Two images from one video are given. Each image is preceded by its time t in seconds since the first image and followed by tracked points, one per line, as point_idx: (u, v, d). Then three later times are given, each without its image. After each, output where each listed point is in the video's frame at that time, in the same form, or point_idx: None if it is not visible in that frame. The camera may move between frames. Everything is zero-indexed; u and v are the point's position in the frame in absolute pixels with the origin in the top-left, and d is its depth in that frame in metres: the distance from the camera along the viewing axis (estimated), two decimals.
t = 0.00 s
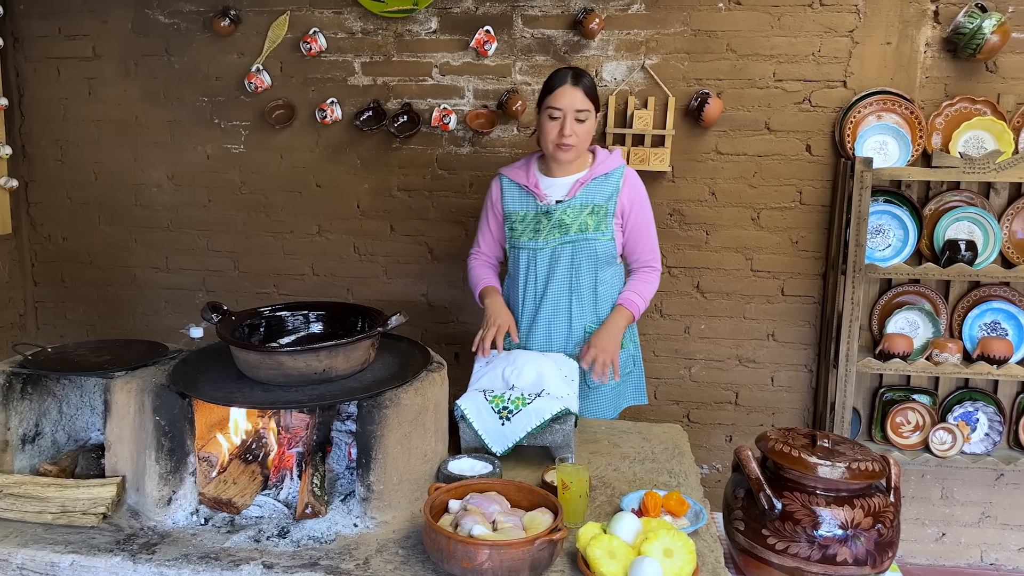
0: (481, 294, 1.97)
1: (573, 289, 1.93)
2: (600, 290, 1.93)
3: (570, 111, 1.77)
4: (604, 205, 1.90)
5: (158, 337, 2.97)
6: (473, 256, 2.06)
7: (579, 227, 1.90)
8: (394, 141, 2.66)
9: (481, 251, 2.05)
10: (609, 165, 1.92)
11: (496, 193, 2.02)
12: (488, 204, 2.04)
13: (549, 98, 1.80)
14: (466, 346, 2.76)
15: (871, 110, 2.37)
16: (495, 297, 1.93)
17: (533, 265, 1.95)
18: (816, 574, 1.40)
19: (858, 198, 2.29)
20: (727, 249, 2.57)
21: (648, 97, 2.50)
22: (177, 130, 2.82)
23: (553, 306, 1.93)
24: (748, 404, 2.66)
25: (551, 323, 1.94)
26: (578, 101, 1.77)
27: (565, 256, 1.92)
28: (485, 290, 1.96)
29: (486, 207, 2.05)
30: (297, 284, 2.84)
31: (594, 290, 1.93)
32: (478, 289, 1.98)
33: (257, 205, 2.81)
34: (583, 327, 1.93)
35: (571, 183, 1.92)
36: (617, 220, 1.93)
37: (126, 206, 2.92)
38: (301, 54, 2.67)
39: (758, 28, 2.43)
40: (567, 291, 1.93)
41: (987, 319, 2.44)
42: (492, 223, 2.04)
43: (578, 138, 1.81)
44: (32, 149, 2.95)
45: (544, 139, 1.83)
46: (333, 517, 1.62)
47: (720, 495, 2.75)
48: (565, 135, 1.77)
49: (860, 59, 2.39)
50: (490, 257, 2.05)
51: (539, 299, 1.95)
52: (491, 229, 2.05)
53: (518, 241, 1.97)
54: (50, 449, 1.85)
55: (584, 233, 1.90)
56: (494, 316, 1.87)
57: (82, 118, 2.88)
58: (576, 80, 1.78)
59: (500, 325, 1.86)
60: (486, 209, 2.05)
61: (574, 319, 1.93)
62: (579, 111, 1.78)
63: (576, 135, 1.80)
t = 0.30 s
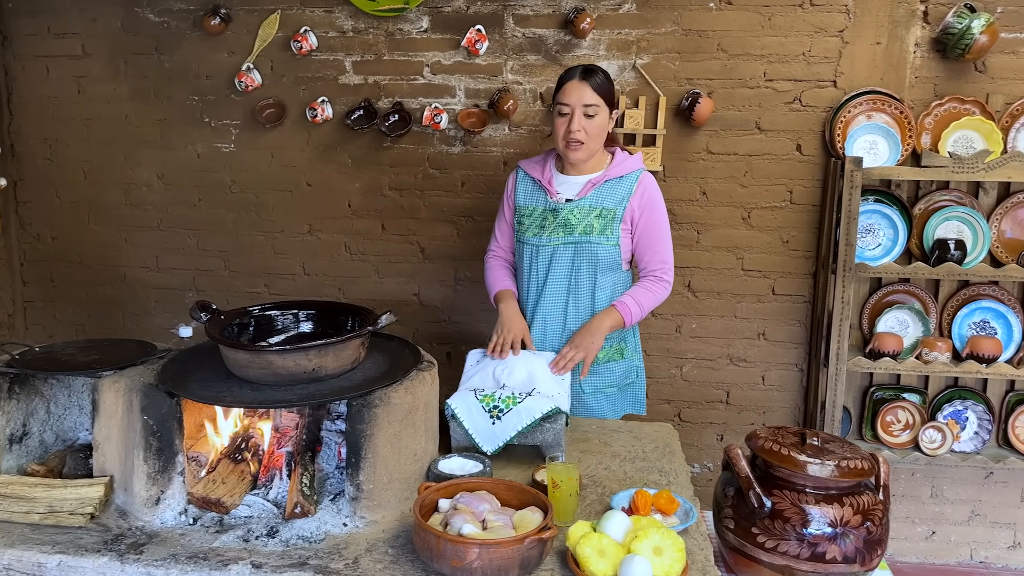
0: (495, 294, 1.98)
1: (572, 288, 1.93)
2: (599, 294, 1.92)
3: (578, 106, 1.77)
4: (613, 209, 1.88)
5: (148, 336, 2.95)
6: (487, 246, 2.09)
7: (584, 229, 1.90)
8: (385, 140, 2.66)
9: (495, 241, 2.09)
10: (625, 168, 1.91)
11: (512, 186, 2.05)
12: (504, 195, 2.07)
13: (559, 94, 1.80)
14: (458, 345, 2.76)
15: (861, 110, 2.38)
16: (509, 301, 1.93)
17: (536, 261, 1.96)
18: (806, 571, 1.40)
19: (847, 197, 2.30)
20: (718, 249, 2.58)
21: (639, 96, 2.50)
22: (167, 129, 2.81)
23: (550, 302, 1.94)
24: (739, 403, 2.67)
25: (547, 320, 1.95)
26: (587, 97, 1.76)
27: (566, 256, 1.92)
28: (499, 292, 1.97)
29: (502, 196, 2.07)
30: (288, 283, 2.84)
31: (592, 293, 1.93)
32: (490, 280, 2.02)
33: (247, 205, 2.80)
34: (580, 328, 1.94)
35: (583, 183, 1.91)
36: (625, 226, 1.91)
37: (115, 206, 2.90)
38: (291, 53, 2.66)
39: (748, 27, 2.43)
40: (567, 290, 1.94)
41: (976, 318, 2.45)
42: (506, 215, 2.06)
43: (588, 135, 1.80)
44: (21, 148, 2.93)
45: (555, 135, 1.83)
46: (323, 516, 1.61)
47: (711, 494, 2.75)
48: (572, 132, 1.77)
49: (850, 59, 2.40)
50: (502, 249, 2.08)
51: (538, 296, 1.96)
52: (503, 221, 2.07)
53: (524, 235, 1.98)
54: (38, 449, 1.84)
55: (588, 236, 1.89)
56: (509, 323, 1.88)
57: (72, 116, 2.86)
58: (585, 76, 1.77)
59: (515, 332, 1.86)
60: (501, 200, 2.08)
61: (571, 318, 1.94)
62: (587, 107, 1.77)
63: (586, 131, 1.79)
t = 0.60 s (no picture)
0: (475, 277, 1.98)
1: (564, 291, 1.94)
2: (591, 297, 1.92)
3: (577, 107, 1.76)
4: (606, 212, 1.89)
5: (141, 337, 2.94)
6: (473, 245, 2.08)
7: (577, 232, 1.90)
8: (379, 140, 2.65)
9: (481, 240, 2.07)
10: (618, 171, 1.91)
11: (501, 185, 2.04)
12: (493, 195, 2.06)
13: (558, 94, 1.79)
14: (452, 346, 2.75)
15: (854, 110, 2.39)
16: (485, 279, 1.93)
17: (526, 262, 1.95)
18: (799, 571, 1.40)
19: (840, 197, 2.31)
20: (711, 249, 2.58)
21: (633, 97, 2.51)
22: (159, 129, 2.80)
23: (541, 305, 1.94)
24: (732, 403, 2.68)
25: (538, 322, 1.95)
26: (587, 98, 1.76)
27: (558, 258, 1.92)
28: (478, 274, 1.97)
29: (491, 196, 2.06)
30: (282, 284, 2.83)
31: (584, 296, 1.93)
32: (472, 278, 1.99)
33: (240, 205, 2.80)
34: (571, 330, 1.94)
35: (576, 185, 1.91)
36: (618, 229, 1.92)
37: (107, 206, 2.89)
38: (284, 53, 2.66)
39: (741, 28, 2.44)
40: (558, 293, 1.94)
41: (969, 318, 2.46)
42: (494, 214, 2.05)
43: (585, 136, 1.80)
44: (13, 147, 2.92)
45: (551, 135, 1.83)
46: (316, 517, 1.61)
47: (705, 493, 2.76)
48: (570, 133, 1.76)
49: (843, 59, 2.41)
50: (489, 248, 2.06)
51: (527, 298, 1.95)
52: (492, 220, 2.06)
53: (514, 236, 1.97)
54: (30, 450, 1.82)
55: (580, 239, 1.89)
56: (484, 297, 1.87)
57: (64, 116, 2.85)
58: (585, 77, 1.77)
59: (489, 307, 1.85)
60: (489, 199, 2.06)
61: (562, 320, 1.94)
62: (586, 108, 1.77)
63: (583, 132, 1.79)
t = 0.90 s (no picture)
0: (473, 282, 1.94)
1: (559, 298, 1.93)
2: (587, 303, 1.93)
3: (566, 111, 1.75)
4: (599, 217, 1.88)
5: (135, 338, 2.93)
6: (460, 252, 2.05)
7: (571, 239, 1.89)
8: (374, 140, 2.65)
9: (469, 247, 2.04)
10: (608, 173, 1.90)
11: (488, 190, 2.00)
12: (480, 200, 2.02)
13: (545, 97, 1.78)
14: (448, 346, 2.75)
15: (849, 110, 2.39)
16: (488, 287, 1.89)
17: (519, 270, 1.94)
18: (796, 570, 1.41)
19: (836, 197, 2.31)
20: (707, 249, 2.59)
21: (628, 97, 2.51)
22: (154, 130, 2.79)
23: (536, 311, 1.94)
24: (728, 402, 2.68)
25: (534, 328, 1.95)
26: (575, 101, 1.75)
27: (553, 266, 1.92)
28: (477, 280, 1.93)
29: (478, 201, 2.03)
30: (277, 284, 2.82)
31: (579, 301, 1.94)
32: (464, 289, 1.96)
33: (235, 205, 2.79)
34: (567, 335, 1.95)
35: (566, 190, 1.90)
36: (611, 232, 1.92)
37: (101, 206, 2.88)
38: (279, 53, 2.65)
39: (737, 28, 2.44)
40: (553, 300, 1.94)
41: (963, 317, 2.47)
42: (482, 221, 2.02)
43: (574, 140, 1.79)
44: (6, 148, 2.91)
45: (539, 140, 1.81)
46: (312, 517, 1.61)
47: (701, 493, 2.76)
48: (560, 136, 1.75)
49: (838, 59, 2.42)
50: (477, 254, 2.04)
51: (522, 307, 1.95)
52: (480, 227, 2.03)
53: (506, 244, 1.96)
54: (24, 451, 1.82)
55: (575, 246, 1.89)
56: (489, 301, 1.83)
57: (57, 116, 2.84)
58: (572, 79, 1.76)
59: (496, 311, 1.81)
60: (476, 205, 2.03)
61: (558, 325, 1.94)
62: (575, 111, 1.76)
63: (572, 136, 1.78)
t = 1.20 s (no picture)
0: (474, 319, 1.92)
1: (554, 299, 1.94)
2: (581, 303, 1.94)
3: (553, 100, 1.78)
4: (592, 217, 1.89)
5: (131, 340, 2.93)
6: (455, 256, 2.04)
7: (565, 240, 1.90)
8: (370, 141, 2.65)
9: (464, 250, 2.04)
10: (600, 172, 1.90)
11: (481, 191, 2.00)
12: (473, 202, 2.02)
13: (533, 91, 1.81)
14: (445, 346, 2.75)
15: (844, 110, 2.40)
16: (489, 324, 1.88)
17: (515, 272, 1.94)
18: (793, 569, 1.41)
19: (832, 196, 2.31)
20: (703, 248, 2.59)
21: (624, 97, 2.51)
22: (149, 131, 2.78)
23: (532, 312, 1.94)
24: (725, 402, 2.68)
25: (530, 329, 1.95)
26: (561, 91, 1.78)
27: (548, 267, 1.92)
28: (477, 315, 1.91)
29: (471, 203, 2.02)
30: (273, 285, 2.82)
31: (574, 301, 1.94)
32: (462, 298, 1.96)
33: (231, 207, 2.79)
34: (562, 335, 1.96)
35: (559, 190, 1.90)
36: (605, 232, 1.92)
37: (97, 208, 2.87)
38: (275, 54, 2.65)
39: (732, 27, 2.45)
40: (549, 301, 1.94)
41: (959, 316, 2.48)
42: (475, 225, 2.02)
43: (563, 129, 1.80)
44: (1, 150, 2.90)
45: (529, 133, 1.83)
46: (309, 519, 1.61)
47: (697, 493, 2.76)
48: (548, 124, 1.76)
49: (833, 59, 2.42)
50: (471, 259, 2.03)
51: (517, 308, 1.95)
52: (474, 230, 2.02)
53: (500, 246, 1.96)
54: (19, 454, 1.82)
55: (569, 247, 1.90)
56: (494, 343, 1.81)
57: (52, 118, 2.83)
58: (558, 71, 1.80)
59: (502, 348, 1.79)
60: (469, 207, 2.03)
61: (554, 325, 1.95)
62: (562, 100, 1.78)
63: (561, 124, 1.79)
